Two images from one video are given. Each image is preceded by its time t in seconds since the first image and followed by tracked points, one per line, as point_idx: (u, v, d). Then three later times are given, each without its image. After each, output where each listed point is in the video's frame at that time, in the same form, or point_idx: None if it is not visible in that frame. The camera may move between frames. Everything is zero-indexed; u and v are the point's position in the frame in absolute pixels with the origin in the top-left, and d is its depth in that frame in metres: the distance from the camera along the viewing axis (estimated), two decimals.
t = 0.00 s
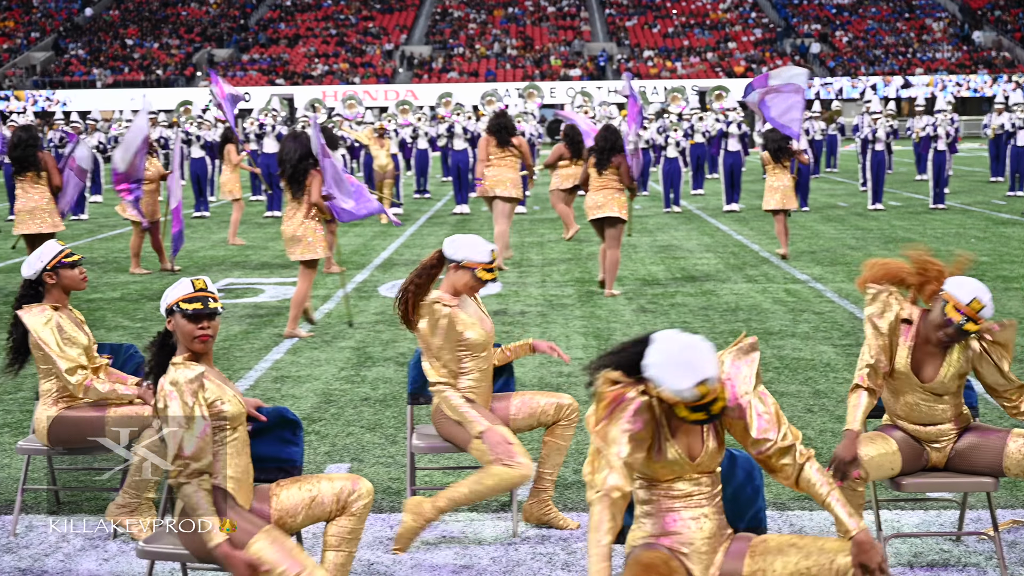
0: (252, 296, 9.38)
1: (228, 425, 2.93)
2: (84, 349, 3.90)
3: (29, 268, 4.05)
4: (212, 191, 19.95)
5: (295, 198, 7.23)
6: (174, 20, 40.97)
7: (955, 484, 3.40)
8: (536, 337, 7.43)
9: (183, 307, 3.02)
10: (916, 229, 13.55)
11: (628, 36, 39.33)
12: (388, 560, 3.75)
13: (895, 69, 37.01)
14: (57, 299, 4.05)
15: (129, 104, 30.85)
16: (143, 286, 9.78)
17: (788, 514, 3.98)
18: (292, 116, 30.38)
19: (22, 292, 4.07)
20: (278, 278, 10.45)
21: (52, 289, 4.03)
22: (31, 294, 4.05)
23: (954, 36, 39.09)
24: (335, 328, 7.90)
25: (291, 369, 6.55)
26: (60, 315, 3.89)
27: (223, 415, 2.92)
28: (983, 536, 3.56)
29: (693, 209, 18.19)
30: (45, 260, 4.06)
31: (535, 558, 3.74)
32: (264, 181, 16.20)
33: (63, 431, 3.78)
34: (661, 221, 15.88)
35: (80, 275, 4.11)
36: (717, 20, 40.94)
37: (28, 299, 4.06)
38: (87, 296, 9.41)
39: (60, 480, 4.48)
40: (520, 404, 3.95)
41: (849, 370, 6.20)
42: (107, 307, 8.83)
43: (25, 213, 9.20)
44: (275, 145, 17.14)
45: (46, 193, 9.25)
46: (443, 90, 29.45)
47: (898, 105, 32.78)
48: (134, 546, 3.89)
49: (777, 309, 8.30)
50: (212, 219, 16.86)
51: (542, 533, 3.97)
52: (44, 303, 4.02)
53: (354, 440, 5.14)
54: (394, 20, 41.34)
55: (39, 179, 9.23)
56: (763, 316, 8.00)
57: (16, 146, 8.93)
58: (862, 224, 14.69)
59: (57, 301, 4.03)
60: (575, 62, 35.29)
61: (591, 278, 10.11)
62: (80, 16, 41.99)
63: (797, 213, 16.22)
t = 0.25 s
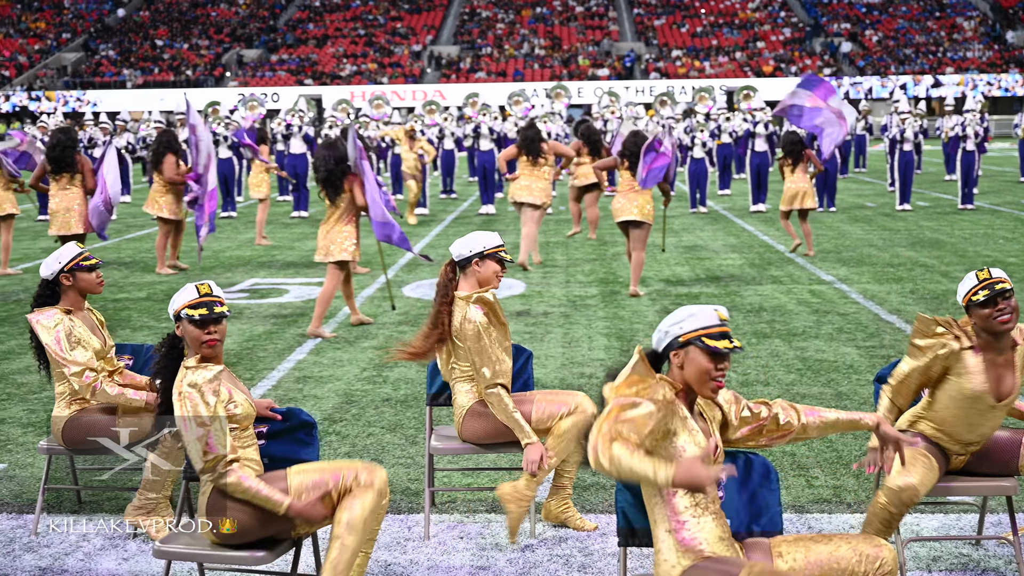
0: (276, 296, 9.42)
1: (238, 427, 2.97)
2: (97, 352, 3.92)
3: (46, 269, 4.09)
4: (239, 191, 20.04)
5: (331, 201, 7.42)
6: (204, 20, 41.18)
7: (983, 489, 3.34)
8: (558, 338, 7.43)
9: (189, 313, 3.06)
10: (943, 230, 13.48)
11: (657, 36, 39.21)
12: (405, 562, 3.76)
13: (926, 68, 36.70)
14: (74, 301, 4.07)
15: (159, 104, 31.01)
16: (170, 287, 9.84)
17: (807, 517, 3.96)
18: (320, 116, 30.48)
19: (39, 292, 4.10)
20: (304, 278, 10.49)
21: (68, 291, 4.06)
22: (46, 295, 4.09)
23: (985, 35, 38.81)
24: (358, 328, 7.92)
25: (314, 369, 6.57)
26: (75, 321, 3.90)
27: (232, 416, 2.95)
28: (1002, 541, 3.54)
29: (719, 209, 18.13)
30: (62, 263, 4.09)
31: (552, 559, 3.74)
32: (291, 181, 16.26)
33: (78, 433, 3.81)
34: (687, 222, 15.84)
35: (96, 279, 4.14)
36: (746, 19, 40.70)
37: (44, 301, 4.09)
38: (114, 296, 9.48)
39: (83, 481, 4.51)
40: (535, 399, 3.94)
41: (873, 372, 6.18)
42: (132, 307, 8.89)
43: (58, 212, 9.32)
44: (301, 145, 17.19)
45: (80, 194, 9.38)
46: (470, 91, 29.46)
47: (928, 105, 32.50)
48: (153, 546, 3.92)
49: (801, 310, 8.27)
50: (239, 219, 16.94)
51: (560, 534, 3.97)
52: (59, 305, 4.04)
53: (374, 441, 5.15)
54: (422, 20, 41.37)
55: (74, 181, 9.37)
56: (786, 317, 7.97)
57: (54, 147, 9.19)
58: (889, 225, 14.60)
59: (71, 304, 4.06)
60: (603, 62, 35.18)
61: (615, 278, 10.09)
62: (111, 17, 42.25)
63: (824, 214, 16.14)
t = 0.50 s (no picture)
0: (292, 296, 9.43)
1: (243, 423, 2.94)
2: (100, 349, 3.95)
3: (46, 269, 4.10)
4: (256, 191, 20.09)
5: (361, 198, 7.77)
6: (223, 20, 41.35)
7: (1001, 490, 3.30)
8: (572, 337, 7.41)
9: (203, 316, 3.02)
10: (961, 230, 13.41)
11: (675, 35, 39.18)
12: (414, 560, 3.76)
13: (947, 67, 36.52)
14: (75, 302, 4.08)
15: (178, 104, 31.13)
16: (185, 286, 9.86)
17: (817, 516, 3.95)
18: (339, 117, 30.55)
19: (40, 292, 4.12)
20: (319, 278, 10.50)
21: (69, 291, 4.07)
22: (48, 294, 4.10)
23: (1006, 35, 38.64)
24: (371, 327, 7.92)
25: (327, 368, 6.57)
26: (78, 318, 3.91)
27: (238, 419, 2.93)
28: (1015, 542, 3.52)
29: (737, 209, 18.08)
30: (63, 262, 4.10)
31: (561, 558, 3.73)
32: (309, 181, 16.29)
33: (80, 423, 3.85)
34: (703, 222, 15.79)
35: (96, 278, 4.13)
36: (765, 19, 40.56)
37: (45, 300, 4.10)
38: (130, 294, 9.50)
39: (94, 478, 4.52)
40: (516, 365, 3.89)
41: (887, 372, 6.14)
42: (148, 306, 8.91)
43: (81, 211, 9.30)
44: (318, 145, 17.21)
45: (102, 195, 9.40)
46: (488, 90, 29.47)
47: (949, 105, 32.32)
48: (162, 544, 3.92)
49: (817, 310, 8.24)
50: (257, 218, 16.98)
51: (570, 533, 3.97)
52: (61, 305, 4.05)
53: (386, 440, 5.14)
54: (441, 20, 41.42)
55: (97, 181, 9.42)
56: (802, 317, 7.92)
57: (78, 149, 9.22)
58: (907, 225, 14.53)
59: (74, 304, 4.06)
60: (622, 62, 35.15)
61: (630, 278, 10.07)
62: (132, 17, 42.44)
63: (842, 214, 16.07)
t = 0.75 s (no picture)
0: (291, 291, 9.43)
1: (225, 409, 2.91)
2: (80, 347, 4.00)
3: (27, 266, 4.13)
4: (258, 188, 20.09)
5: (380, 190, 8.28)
6: (227, 19, 41.34)
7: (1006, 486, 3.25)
8: (570, 333, 7.39)
9: (197, 310, 3.01)
10: (963, 228, 13.37)
11: (679, 35, 39.11)
12: (407, 552, 3.75)
13: (951, 67, 36.46)
14: (56, 298, 4.16)
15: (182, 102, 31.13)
16: (185, 282, 9.86)
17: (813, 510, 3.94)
18: (342, 115, 30.54)
19: (20, 288, 4.16)
20: (319, 274, 10.49)
21: (49, 288, 4.14)
22: (28, 292, 4.14)
23: (1010, 35, 38.56)
24: (370, 323, 7.91)
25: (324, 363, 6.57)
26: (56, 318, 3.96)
27: (219, 411, 2.90)
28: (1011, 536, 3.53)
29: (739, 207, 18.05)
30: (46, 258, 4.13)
31: (555, 551, 3.72)
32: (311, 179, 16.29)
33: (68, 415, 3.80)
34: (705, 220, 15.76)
35: (77, 277, 4.20)
36: (770, 19, 40.49)
37: (25, 297, 4.14)
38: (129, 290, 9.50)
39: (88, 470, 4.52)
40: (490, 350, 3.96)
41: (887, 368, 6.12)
42: (147, 301, 8.91)
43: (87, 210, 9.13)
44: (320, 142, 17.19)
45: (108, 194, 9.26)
46: (491, 89, 29.45)
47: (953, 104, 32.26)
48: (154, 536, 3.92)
49: (816, 307, 8.22)
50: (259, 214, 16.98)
51: (564, 525, 3.96)
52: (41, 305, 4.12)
53: (382, 433, 5.12)
54: (444, 19, 41.40)
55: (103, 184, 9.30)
56: (801, 314, 7.90)
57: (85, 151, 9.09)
58: (909, 224, 14.49)
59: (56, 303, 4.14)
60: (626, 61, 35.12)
61: (630, 274, 10.05)
62: (136, 16, 42.45)
63: (844, 213, 16.03)
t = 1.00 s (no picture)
0: (290, 288, 9.42)
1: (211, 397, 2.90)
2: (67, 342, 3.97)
3: (9, 262, 4.08)
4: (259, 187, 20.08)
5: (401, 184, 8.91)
6: (229, 17, 41.31)
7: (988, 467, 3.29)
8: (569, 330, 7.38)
9: (184, 306, 2.99)
10: (963, 227, 13.37)
11: (681, 34, 39.06)
12: (403, 546, 3.74)
13: (952, 66, 36.48)
14: (36, 298, 4.09)
15: (183, 101, 31.09)
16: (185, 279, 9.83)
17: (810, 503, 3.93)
18: (343, 114, 30.51)
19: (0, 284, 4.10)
20: (318, 272, 10.47)
21: (29, 287, 4.07)
22: (9, 287, 4.09)
23: (1012, 34, 38.52)
24: (369, 320, 7.90)
25: (323, 359, 6.55)
26: (41, 313, 3.88)
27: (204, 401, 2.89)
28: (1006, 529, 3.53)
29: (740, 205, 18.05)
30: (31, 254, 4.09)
31: (552, 545, 3.71)
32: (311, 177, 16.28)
33: (60, 403, 3.79)
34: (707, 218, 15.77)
35: (58, 278, 4.13)
36: (771, 18, 40.49)
37: (5, 293, 4.09)
38: (128, 287, 9.48)
39: (83, 465, 4.50)
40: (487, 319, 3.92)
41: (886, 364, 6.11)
42: (147, 298, 8.89)
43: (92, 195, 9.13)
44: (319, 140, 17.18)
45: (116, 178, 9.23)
46: (492, 88, 29.42)
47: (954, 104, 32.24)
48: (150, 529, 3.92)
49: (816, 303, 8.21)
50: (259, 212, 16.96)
51: (561, 519, 3.96)
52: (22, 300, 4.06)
53: (379, 428, 5.10)
54: (446, 18, 41.33)
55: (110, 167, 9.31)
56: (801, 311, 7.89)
57: (87, 133, 9.20)
58: (909, 221, 14.48)
59: (35, 300, 4.07)
60: (627, 61, 35.07)
61: (631, 271, 10.03)
62: (137, 14, 42.37)
63: (845, 211, 16.02)
